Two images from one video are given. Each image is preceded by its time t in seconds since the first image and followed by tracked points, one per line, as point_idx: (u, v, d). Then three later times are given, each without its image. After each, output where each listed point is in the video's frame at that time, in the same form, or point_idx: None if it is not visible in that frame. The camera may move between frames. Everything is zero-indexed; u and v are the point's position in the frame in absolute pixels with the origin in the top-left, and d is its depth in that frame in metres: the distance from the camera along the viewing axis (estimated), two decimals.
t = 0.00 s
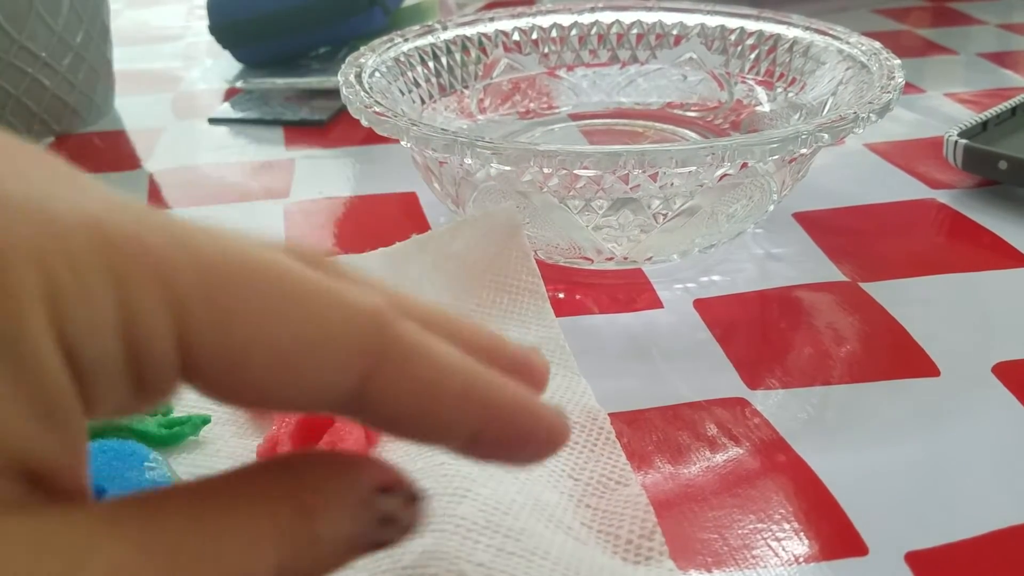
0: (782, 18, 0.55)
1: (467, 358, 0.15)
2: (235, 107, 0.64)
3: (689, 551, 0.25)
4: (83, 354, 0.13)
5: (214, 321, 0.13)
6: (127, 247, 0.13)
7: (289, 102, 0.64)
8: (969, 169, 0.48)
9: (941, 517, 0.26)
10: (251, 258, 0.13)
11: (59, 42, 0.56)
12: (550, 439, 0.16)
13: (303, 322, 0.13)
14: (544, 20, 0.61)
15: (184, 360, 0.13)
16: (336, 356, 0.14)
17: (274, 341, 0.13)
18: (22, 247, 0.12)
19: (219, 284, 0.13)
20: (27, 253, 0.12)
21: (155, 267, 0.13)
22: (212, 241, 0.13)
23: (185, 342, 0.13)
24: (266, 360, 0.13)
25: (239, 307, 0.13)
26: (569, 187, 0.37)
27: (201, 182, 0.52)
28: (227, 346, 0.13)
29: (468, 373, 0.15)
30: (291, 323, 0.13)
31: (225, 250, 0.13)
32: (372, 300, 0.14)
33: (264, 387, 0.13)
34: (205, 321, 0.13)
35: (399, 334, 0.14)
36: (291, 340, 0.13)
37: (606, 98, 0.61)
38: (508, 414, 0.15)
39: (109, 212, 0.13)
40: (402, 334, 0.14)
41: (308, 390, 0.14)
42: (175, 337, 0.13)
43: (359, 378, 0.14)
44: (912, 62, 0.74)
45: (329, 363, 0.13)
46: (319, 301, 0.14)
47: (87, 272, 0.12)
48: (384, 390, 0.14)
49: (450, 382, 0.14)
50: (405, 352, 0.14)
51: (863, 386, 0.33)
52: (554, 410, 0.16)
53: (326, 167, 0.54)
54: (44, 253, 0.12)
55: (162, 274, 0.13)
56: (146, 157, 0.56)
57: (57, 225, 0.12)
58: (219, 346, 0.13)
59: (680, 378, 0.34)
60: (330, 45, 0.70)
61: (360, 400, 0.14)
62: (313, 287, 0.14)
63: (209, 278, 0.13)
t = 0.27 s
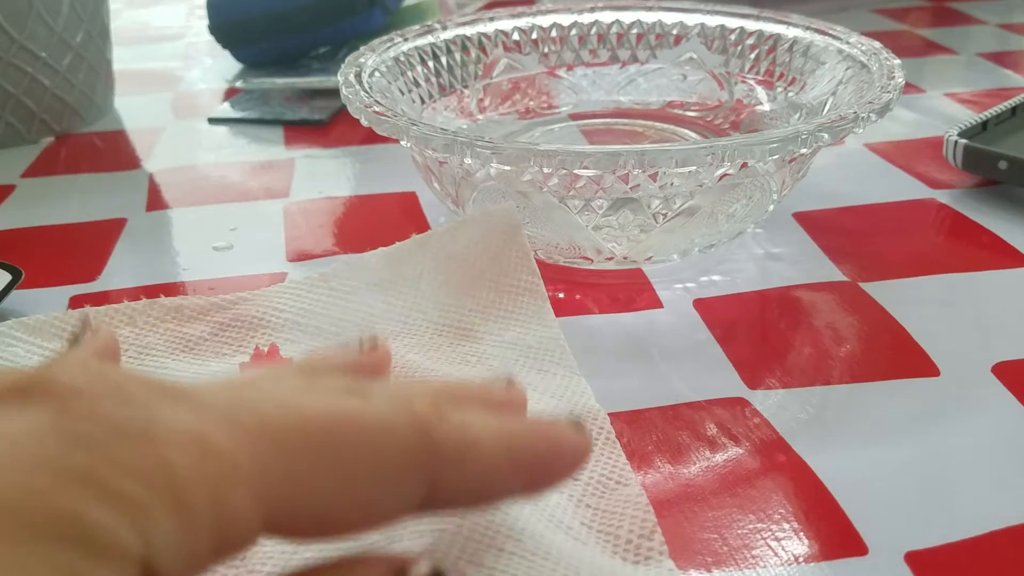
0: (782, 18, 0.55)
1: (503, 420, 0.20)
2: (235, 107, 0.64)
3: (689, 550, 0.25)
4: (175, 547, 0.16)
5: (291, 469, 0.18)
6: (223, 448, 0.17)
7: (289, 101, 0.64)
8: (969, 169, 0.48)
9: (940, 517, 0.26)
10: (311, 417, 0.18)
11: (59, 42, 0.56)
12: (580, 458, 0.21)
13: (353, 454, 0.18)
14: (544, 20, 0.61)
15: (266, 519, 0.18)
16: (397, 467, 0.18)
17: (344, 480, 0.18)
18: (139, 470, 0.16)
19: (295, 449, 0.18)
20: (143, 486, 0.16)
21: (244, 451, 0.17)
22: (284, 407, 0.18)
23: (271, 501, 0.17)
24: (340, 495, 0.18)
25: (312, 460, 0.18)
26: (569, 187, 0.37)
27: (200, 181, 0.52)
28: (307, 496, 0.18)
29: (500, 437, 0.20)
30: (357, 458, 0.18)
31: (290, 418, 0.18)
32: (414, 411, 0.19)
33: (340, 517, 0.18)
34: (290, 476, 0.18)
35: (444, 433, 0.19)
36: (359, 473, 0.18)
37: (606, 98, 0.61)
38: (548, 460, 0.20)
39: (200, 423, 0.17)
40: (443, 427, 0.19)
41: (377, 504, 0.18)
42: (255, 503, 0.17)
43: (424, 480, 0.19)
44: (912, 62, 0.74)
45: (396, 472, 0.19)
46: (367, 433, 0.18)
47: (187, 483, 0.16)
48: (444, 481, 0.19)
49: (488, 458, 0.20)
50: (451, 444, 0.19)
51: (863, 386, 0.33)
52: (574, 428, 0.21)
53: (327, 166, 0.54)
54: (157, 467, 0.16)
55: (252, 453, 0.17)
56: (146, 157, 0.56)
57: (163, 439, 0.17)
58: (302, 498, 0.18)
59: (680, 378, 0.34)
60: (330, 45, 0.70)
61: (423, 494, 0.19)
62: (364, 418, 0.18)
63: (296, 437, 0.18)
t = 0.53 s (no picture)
0: (782, 18, 0.55)
1: (506, 466, 0.20)
2: (234, 107, 0.64)
3: (689, 550, 0.25)
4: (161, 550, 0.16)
5: (283, 487, 0.17)
6: (222, 456, 0.17)
7: (288, 101, 0.64)
8: (968, 169, 0.48)
9: (940, 516, 0.26)
10: (310, 439, 0.18)
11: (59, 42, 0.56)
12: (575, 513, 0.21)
13: (351, 480, 0.18)
14: (544, 20, 0.61)
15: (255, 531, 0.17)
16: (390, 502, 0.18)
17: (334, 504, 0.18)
18: (135, 471, 0.16)
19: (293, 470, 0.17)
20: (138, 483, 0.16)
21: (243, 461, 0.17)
22: (285, 426, 0.18)
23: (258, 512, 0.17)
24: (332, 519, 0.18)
25: (307, 479, 0.17)
26: (568, 187, 0.37)
27: (201, 181, 0.52)
28: (298, 512, 0.17)
29: (501, 482, 0.20)
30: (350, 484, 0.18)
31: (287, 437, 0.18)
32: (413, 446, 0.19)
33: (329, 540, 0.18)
34: (282, 492, 0.17)
35: (442, 472, 0.19)
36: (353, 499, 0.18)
37: (606, 98, 0.61)
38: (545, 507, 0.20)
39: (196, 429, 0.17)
40: (443, 463, 0.19)
41: (367, 533, 0.18)
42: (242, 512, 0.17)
43: (414, 517, 0.19)
44: (912, 62, 0.74)
45: (390, 504, 0.18)
46: (362, 459, 0.18)
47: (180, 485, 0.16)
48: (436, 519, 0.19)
49: (486, 497, 0.19)
50: (449, 480, 0.19)
51: (863, 385, 0.33)
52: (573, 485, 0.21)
53: (326, 166, 0.54)
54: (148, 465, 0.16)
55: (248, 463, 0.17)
56: (146, 157, 0.56)
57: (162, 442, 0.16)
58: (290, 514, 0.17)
59: (680, 378, 0.34)
60: (329, 45, 0.70)
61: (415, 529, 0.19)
62: (364, 445, 0.18)
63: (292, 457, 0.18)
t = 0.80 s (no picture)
0: (781, 19, 0.55)
1: (502, 399, 0.22)
2: (234, 107, 0.64)
3: (688, 550, 0.25)
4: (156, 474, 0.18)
5: (272, 412, 0.19)
6: (206, 390, 0.18)
7: (288, 101, 0.64)
8: (968, 169, 0.48)
9: (939, 516, 0.26)
10: (297, 368, 0.19)
11: (60, 42, 0.56)
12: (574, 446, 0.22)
13: (341, 407, 0.19)
14: (544, 20, 0.61)
15: (251, 453, 0.19)
16: (382, 425, 0.19)
17: (323, 430, 0.19)
18: (124, 404, 0.18)
19: (282, 396, 0.19)
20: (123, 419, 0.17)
21: (231, 394, 0.19)
22: (272, 362, 0.19)
23: (252, 435, 0.19)
24: (320, 445, 0.19)
25: (297, 404, 0.19)
26: (568, 187, 0.37)
27: (201, 181, 0.52)
28: (289, 435, 0.19)
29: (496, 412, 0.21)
30: (338, 413, 0.19)
31: (272, 368, 0.19)
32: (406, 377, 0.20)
33: (323, 464, 0.19)
34: (271, 418, 0.19)
35: (436, 402, 0.20)
36: (341, 425, 0.19)
37: (605, 99, 0.61)
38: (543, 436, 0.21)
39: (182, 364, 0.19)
40: (438, 393, 0.20)
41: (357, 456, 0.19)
42: (231, 440, 0.18)
43: (407, 441, 0.20)
44: (911, 63, 0.74)
45: (382, 432, 0.20)
46: (348, 387, 0.19)
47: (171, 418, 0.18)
48: (433, 444, 0.20)
49: (484, 431, 0.21)
50: (447, 411, 0.20)
51: (862, 385, 0.33)
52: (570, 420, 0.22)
53: (327, 167, 0.54)
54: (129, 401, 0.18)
55: (232, 396, 0.19)
56: (146, 157, 0.56)
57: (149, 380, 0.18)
58: (282, 439, 0.19)
59: (679, 378, 0.34)
60: (329, 45, 0.70)
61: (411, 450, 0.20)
62: (350, 375, 0.20)
63: (278, 389, 0.19)
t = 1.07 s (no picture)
0: (782, 19, 0.55)
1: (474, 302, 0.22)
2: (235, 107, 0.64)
3: (689, 551, 0.25)
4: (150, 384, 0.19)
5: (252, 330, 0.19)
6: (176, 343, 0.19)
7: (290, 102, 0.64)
8: (969, 169, 0.48)
9: (939, 516, 0.26)
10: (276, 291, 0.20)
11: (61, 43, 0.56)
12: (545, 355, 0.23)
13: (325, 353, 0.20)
14: (544, 21, 0.61)
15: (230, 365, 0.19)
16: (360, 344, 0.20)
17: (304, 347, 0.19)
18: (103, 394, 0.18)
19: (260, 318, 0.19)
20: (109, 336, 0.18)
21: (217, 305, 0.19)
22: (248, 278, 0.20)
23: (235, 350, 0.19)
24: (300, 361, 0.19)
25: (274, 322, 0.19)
26: (569, 187, 0.37)
27: (202, 182, 0.52)
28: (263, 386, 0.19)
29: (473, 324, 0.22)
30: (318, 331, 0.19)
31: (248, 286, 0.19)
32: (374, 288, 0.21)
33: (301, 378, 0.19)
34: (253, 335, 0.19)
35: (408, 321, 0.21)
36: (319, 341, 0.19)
37: (606, 99, 0.61)
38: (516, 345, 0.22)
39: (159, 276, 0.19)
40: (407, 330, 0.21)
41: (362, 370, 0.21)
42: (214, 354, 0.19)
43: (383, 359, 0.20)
44: (912, 63, 0.74)
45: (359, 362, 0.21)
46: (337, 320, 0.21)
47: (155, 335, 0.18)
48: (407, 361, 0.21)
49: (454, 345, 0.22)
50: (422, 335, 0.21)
51: (863, 385, 0.33)
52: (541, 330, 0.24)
53: (327, 167, 0.54)
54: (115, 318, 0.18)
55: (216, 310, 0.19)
56: (147, 158, 0.56)
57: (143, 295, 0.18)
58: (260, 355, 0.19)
59: (680, 378, 0.34)
60: (330, 46, 0.70)
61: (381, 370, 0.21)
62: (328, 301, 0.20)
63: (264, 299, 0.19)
